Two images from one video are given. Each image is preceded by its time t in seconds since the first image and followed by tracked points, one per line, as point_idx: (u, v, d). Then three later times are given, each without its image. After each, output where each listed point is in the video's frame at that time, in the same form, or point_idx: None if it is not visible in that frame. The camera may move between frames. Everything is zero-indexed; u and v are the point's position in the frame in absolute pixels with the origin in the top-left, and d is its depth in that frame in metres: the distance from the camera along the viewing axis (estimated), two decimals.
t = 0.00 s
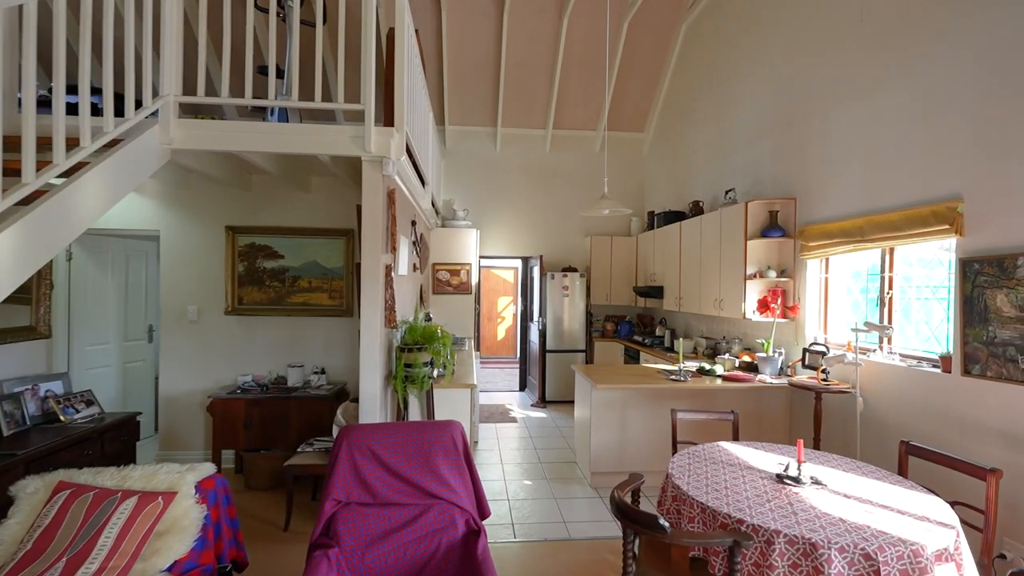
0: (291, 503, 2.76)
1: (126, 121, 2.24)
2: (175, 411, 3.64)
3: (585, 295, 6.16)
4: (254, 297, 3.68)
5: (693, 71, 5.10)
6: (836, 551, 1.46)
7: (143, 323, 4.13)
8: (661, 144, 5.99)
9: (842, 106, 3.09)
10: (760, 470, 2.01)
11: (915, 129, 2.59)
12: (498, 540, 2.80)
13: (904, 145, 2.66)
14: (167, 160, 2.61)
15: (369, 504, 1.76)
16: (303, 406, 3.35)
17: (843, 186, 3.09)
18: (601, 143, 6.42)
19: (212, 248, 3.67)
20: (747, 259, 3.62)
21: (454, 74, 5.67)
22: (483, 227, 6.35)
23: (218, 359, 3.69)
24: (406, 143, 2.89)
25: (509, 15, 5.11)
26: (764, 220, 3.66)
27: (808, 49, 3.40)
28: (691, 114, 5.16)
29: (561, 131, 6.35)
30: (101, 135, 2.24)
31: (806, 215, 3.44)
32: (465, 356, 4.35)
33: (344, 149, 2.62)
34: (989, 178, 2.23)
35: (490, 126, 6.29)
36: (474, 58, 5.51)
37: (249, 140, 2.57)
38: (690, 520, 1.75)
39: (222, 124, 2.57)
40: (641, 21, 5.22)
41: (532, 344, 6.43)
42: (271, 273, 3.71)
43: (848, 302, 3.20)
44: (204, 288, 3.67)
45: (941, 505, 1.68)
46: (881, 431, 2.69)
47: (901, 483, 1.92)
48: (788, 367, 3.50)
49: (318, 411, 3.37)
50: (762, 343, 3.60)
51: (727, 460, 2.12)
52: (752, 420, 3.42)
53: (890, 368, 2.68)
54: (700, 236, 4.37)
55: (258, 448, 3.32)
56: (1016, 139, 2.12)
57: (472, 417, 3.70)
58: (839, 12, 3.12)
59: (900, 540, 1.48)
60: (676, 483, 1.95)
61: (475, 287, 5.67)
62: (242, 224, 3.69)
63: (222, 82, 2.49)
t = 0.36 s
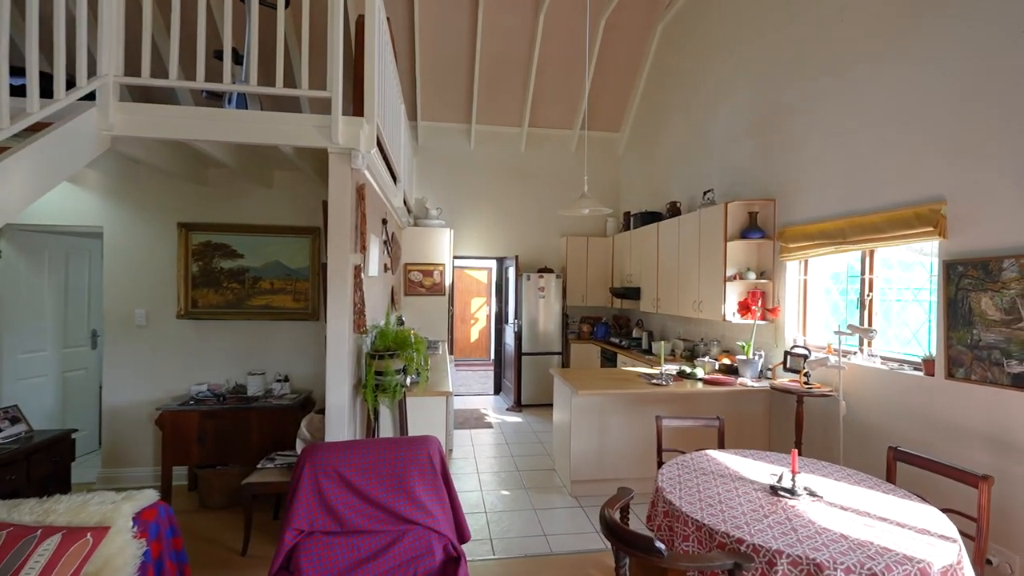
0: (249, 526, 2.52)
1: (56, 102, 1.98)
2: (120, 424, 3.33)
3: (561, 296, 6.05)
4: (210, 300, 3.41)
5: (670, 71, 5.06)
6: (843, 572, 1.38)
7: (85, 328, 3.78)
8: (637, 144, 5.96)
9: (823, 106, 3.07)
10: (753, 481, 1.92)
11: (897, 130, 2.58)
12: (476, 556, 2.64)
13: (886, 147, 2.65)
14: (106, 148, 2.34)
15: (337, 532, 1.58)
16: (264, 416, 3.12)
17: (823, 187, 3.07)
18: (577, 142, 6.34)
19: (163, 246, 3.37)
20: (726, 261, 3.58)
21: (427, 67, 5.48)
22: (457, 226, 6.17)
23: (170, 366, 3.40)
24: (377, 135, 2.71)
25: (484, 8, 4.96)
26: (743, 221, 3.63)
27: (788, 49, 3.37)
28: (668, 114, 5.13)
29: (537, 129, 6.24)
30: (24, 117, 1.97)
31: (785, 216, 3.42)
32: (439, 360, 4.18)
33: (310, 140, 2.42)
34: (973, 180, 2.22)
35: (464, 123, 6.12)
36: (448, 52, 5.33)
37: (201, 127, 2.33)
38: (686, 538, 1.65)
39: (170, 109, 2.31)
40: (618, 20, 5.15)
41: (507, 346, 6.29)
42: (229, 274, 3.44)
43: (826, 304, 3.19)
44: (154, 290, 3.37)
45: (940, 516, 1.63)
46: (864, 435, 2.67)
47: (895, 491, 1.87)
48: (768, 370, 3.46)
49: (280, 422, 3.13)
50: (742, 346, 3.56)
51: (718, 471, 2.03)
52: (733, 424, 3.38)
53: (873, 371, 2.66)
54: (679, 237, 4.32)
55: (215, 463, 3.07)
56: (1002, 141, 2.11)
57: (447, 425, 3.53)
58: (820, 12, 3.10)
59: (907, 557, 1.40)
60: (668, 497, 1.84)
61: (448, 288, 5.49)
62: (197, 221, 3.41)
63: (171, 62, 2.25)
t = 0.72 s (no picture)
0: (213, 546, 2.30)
1: None
2: (70, 435, 3.05)
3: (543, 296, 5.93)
4: (171, 300, 3.15)
5: (654, 68, 5.00)
6: None
7: (30, 331, 3.46)
8: (619, 143, 5.89)
9: (814, 103, 3.03)
10: (757, 489, 1.83)
11: (891, 127, 2.54)
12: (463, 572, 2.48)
13: (879, 145, 2.61)
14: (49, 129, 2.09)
15: (312, 560, 1.42)
16: (231, 425, 2.89)
17: (814, 185, 3.03)
18: (559, 140, 6.24)
19: (118, 242, 3.10)
20: (715, 260, 3.52)
21: (406, 59, 5.28)
22: (436, 224, 5.99)
23: (126, 372, 3.13)
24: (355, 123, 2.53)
25: None
26: (732, 220, 3.57)
27: (778, 45, 3.33)
28: (652, 112, 5.07)
29: (518, 126, 6.11)
30: None
31: (774, 215, 3.38)
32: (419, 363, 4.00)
33: (281, 127, 2.22)
34: (970, 177, 2.19)
35: (444, 117, 5.95)
36: (428, 43, 5.15)
37: (159, 109, 2.11)
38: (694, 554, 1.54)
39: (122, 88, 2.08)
40: (602, 15, 5.07)
41: (488, 347, 6.14)
42: (192, 272, 3.19)
43: (816, 303, 3.15)
44: (107, 289, 3.10)
45: (953, 525, 1.57)
46: (857, 437, 2.63)
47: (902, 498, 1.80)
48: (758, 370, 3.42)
49: (249, 432, 2.91)
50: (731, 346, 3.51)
51: (721, 479, 1.93)
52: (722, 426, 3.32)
53: (866, 372, 2.63)
54: (664, 236, 4.25)
55: (176, 477, 2.82)
56: (1000, 137, 2.07)
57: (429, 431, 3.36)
58: (811, 7, 3.05)
59: (929, 573, 1.32)
60: (671, 508, 1.73)
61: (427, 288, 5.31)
62: (156, 214, 3.15)
63: (124, 36, 2.02)
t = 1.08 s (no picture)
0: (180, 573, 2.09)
1: None
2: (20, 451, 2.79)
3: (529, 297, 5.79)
4: (133, 303, 2.91)
5: (642, 66, 4.93)
6: None
7: None
8: (606, 142, 5.82)
9: (808, 102, 2.98)
10: (769, 503, 1.74)
11: (889, 126, 2.50)
12: None
13: (876, 145, 2.57)
14: None
15: None
16: (199, 438, 2.68)
17: (808, 186, 2.98)
18: (544, 138, 6.13)
19: (72, 240, 2.84)
20: (707, 261, 3.46)
21: (387, 52, 5.08)
22: (419, 223, 5.81)
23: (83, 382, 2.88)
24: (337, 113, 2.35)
25: None
26: (724, 220, 3.51)
27: (771, 41, 3.27)
28: (640, 111, 5.00)
29: (503, 123, 5.98)
30: None
31: (767, 215, 3.33)
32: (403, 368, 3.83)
33: (255, 115, 2.03)
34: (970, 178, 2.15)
35: (427, 113, 5.77)
36: (410, 36, 4.97)
37: (117, 93, 1.90)
38: None
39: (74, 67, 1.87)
40: (590, 11, 4.97)
41: (472, 349, 5.99)
42: (158, 272, 2.95)
43: (810, 305, 3.12)
44: (62, 291, 2.84)
45: (974, 540, 1.50)
46: (856, 442, 2.59)
47: (916, 509, 1.73)
48: (751, 373, 3.36)
49: (222, 444, 2.71)
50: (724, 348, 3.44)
51: (730, 492, 1.84)
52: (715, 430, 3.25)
53: (864, 375, 2.59)
54: (654, 236, 4.18)
55: (140, 495, 2.61)
56: (1002, 139, 2.03)
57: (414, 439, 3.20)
58: (806, 4, 2.99)
59: None
60: (683, 525, 1.63)
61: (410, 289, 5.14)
62: (117, 210, 2.90)
63: (75, 10, 1.81)
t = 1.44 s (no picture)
0: None
1: None
2: None
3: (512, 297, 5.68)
4: (90, 306, 2.69)
5: (627, 64, 4.88)
6: None
7: None
8: (590, 140, 5.76)
9: (798, 100, 2.95)
10: (770, 512, 1.68)
11: (880, 126, 2.48)
12: None
13: (868, 144, 2.54)
14: None
15: None
16: (163, 450, 2.50)
17: (798, 185, 2.95)
18: (528, 135, 6.03)
19: (22, 237, 2.62)
20: (695, 261, 3.41)
21: (366, 44, 4.91)
22: (399, 222, 5.65)
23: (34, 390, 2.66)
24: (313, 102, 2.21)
25: None
26: (712, 219, 3.47)
27: (760, 39, 3.23)
28: (625, 109, 4.95)
29: (486, 120, 5.86)
30: None
31: (755, 214, 3.29)
32: (383, 372, 3.68)
33: (224, 102, 1.88)
34: (963, 178, 2.13)
35: (408, 108, 5.61)
36: (390, 28, 4.80)
37: (66, 74, 1.72)
38: None
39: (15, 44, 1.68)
40: (574, 6, 4.88)
41: (454, 351, 5.85)
42: (117, 273, 2.74)
43: (799, 305, 3.09)
44: (9, 292, 2.61)
45: (980, 549, 1.46)
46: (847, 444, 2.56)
47: (917, 516, 1.69)
48: (740, 375, 3.33)
49: (189, 455, 2.54)
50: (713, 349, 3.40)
51: (730, 502, 1.76)
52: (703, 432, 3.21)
53: (855, 377, 2.56)
54: (641, 236, 4.12)
55: (98, 513, 2.42)
56: (996, 138, 2.02)
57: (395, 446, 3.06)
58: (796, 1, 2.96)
59: None
60: (683, 539, 1.54)
61: (390, 290, 4.99)
62: (71, 205, 2.69)
63: None
